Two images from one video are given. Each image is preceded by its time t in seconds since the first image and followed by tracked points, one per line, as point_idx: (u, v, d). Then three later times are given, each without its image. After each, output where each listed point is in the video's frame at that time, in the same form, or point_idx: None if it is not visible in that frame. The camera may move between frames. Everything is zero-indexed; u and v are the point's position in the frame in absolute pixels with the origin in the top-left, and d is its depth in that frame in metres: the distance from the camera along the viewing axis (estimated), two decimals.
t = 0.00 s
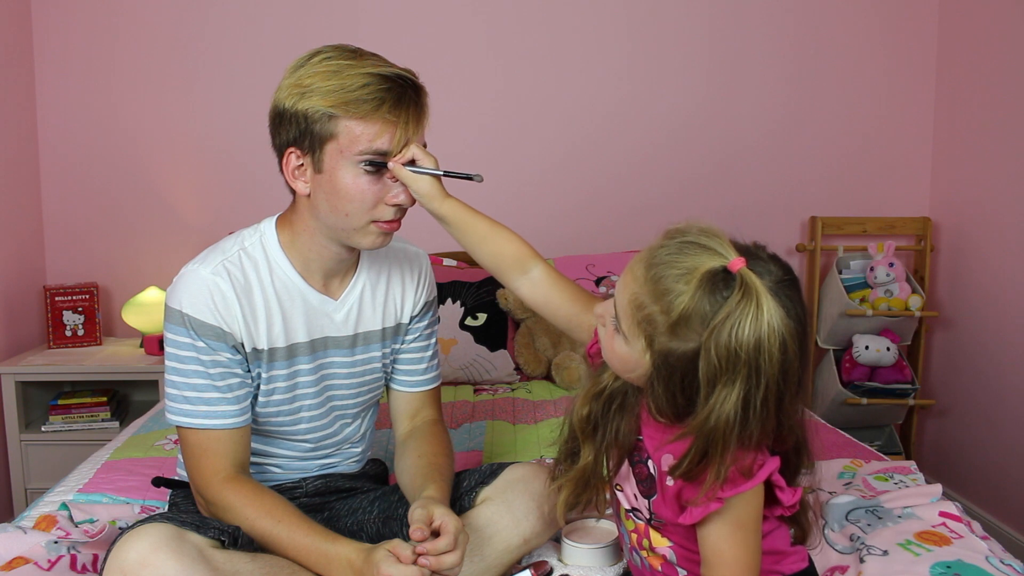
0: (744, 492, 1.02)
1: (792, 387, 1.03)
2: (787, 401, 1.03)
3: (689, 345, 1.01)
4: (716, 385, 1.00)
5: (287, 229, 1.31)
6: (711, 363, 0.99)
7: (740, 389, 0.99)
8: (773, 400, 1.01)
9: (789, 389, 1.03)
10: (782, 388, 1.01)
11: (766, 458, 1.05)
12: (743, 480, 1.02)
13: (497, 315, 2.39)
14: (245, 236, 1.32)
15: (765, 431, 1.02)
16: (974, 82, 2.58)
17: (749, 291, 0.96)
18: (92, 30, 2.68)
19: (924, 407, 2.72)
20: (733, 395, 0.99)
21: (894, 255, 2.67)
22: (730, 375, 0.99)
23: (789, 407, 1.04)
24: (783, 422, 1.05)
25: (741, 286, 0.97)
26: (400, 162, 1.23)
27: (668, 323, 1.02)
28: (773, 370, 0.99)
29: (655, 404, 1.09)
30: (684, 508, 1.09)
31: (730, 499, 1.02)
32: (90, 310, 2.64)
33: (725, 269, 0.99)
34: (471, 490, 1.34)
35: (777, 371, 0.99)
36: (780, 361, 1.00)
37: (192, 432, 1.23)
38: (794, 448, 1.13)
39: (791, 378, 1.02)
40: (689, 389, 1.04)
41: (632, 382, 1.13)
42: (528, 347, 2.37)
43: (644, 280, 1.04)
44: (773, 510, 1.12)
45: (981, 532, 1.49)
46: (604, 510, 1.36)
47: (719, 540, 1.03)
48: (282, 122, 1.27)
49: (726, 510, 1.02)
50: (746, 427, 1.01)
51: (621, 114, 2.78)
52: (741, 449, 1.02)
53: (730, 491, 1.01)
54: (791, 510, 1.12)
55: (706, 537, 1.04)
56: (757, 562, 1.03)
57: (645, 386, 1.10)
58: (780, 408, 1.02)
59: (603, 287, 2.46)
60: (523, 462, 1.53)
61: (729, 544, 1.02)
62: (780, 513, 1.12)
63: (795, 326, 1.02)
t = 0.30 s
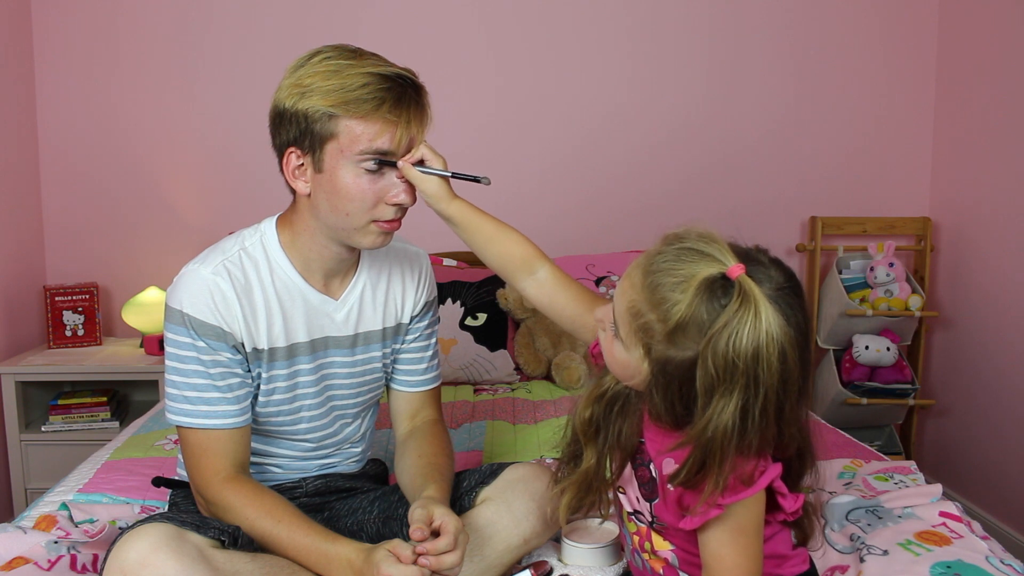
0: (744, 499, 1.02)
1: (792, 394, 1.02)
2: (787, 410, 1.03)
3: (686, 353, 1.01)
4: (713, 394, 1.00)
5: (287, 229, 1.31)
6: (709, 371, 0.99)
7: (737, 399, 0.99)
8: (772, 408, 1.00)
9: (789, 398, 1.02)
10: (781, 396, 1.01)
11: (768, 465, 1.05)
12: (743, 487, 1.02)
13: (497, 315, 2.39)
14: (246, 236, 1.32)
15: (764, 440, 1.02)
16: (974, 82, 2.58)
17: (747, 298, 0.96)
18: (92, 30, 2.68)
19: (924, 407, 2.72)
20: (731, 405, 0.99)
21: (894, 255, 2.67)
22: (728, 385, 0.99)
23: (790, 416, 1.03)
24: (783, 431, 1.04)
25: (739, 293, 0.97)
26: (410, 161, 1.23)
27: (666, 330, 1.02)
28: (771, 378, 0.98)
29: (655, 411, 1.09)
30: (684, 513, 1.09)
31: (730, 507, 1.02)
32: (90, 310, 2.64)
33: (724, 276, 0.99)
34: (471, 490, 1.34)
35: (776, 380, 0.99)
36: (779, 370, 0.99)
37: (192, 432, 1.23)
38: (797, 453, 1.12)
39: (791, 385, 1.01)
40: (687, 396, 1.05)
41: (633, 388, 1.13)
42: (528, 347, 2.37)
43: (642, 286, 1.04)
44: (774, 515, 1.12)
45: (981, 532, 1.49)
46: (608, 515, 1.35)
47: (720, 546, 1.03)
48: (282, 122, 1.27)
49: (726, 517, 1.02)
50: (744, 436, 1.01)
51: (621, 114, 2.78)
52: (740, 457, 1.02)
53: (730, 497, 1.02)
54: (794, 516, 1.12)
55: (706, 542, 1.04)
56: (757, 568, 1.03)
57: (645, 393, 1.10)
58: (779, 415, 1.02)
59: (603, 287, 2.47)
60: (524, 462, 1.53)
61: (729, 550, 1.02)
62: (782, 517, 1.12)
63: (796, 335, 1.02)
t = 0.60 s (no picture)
0: (746, 501, 1.02)
1: (794, 396, 1.02)
2: (789, 412, 1.03)
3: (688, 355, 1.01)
4: (715, 397, 1.00)
5: (286, 229, 1.31)
6: (710, 375, 0.99)
7: (740, 401, 0.99)
8: (775, 410, 1.01)
9: (791, 399, 1.02)
10: (783, 399, 1.01)
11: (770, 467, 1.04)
12: (745, 490, 1.02)
13: (498, 315, 2.39)
14: (245, 237, 1.32)
15: (767, 441, 1.02)
16: (974, 82, 2.58)
17: (748, 301, 0.96)
18: (92, 30, 2.68)
19: (924, 407, 2.72)
20: (734, 407, 0.99)
21: (894, 255, 2.67)
22: (730, 387, 0.99)
23: (791, 417, 1.04)
24: (785, 432, 1.05)
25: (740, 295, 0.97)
26: (416, 163, 1.24)
27: (667, 333, 1.02)
28: (773, 381, 0.98)
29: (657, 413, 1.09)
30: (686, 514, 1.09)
31: (732, 509, 1.02)
32: (90, 310, 2.64)
33: (725, 278, 0.99)
34: (471, 490, 1.34)
35: (778, 382, 0.99)
36: (781, 372, 0.99)
37: (192, 432, 1.23)
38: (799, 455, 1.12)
39: (793, 386, 1.01)
40: (689, 398, 1.05)
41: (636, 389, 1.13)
42: (528, 347, 2.37)
43: (642, 288, 1.04)
44: (777, 517, 1.12)
45: (981, 532, 1.49)
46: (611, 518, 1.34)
47: (721, 547, 1.03)
48: (281, 122, 1.27)
49: (727, 518, 1.03)
50: (747, 439, 1.01)
51: (621, 114, 2.78)
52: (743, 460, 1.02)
53: (731, 500, 1.02)
54: (797, 518, 1.12)
55: (708, 544, 1.04)
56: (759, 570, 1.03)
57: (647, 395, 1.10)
58: (781, 416, 1.02)
59: (603, 287, 2.47)
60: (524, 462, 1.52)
61: (730, 552, 1.02)
62: (786, 520, 1.11)
63: (797, 337, 1.02)
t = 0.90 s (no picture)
0: (748, 499, 1.01)
1: (801, 391, 1.02)
2: (796, 406, 1.03)
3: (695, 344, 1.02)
4: (723, 388, 1.00)
5: (286, 229, 1.31)
6: (718, 365, 0.99)
7: (747, 391, 0.99)
8: (781, 403, 1.01)
9: (798, 394, 1.02)
10: (790, 393, 1.01)
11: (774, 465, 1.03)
12: (749, 487, 1.01)
13: (497, 315, 2.40)
14: (244, 237, 1.32)
15: (774, 436, 1.02)
16: (975, 82, 2.58)
17: (756, 292, 0.96)
18: (93, 30, 2.68)
19: (924, 407, 2.72)
20: (741, 398, 0.99)
21: (894, 255, 2.67)
22: (738, 378, 0.99)
23: (797, 412, 1.03)
24: (791, 427, 1.04)
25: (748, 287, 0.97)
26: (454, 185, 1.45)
27: (675, 322, 1.02)
28: (781, 373, 0.99)
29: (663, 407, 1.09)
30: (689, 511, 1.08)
31: (735, 506, 1.01)
32: (90, 310, 2.64)
33: (732, 270, 0.99)
34: (471, 490, 1.34)
35: (784, 374, 0.99)
36: (788, 365, 0.99)
37: (192, 432, 1.23)
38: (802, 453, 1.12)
39: (801, 381, 1.01)
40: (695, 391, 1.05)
41: (640, 384, 1.13)
42: (528, 347, 2.37)
43: (650, 279, 1.05)
44: (780, 517, 1.12)
45: (981, 532, 1.49)
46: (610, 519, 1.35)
47: (722, 545, 1.02)
48: (280, 122, 1.27)
49: (729, 517, 1.02)
50: (753, 430, 1.00)
51: (621, 115, 2.78)
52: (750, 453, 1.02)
53: (734, 497, 1.01)
54: (799, 518, 1.12)
55: (708, 542, 1.03)
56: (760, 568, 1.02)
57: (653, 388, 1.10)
58: (788, 410, 1.02)
59: (604, 287, 2.50)
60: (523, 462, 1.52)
61: (732, 550, 1.01)
62: (787, 520, 1.11)
63: (806, 331, 1.02)
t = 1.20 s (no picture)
0: (775, 480, 1.02)
1: (832, 356, 1.02)
2: (828, 372, 1.02)
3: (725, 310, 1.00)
4: (754, 351, 0.99)
5: (286, 229, 1.31)
6: (752, 325, 0.99)
7: (781, 350, 0.98)
8: (814, 366, 1.00)
9: (830, 359, 1.02)
10: (822, 357, 1.00)
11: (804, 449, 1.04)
12: (778, 466, 1.02)
13: (497, 316, 2.37)
14: (244, 237, 1.32)
15: (808, 399, 1.02)
16: (974, 82, 2.58)
17: (785, 252, 0.98)
18: (92, 29, 2.68)
19: (924, 407, 2.72)
20: (774, 359, 0.99)
21: (893, 255, 2.67)
22: (771, 339, 0.98)
23: (828, 378, 1.03)
24: (823, 395, 1.04)
25: (777, 249, 0.98)
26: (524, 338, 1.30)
27: (705, 287, 1.02)
28: (814, 333, 0.98)
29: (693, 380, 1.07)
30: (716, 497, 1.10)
31: (763, 486, 1.02)
32: (90, 310, 2.64)
33: (758, 235, 1.01)
34: (471, 490, 1.34)
35: (817, 332, 0.99)
36: (821, 326, 0.99)
37: (192, 432, 1.23)
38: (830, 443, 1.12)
39: (831, 345, 1.01)
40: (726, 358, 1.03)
41: (668, 365, 1.12)
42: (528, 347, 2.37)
43: (678, 248, 1.05)
44: (803, 513, 1.10)
45: (981, 533, 1.49)
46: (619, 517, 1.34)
47: (743, 528, 1.03)
48: (280, 123, 1.27)
49: (754, 499, 1.03)
50: (788, 388, 1.00)
51: (621, 115, 2.78)
52: (784, 417, 1.01)
53: (763, 476, 1.02)
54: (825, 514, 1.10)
55: (730, 524, 1.05)
56: (779, 553, 1.03)
57: (682, 363, 1.08)
58: (820, 375, 1.01)
59: (604, 287, 2.53)
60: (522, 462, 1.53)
61: (750, 533, 1.03)
62: (814, 515, 1.09)
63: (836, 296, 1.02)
